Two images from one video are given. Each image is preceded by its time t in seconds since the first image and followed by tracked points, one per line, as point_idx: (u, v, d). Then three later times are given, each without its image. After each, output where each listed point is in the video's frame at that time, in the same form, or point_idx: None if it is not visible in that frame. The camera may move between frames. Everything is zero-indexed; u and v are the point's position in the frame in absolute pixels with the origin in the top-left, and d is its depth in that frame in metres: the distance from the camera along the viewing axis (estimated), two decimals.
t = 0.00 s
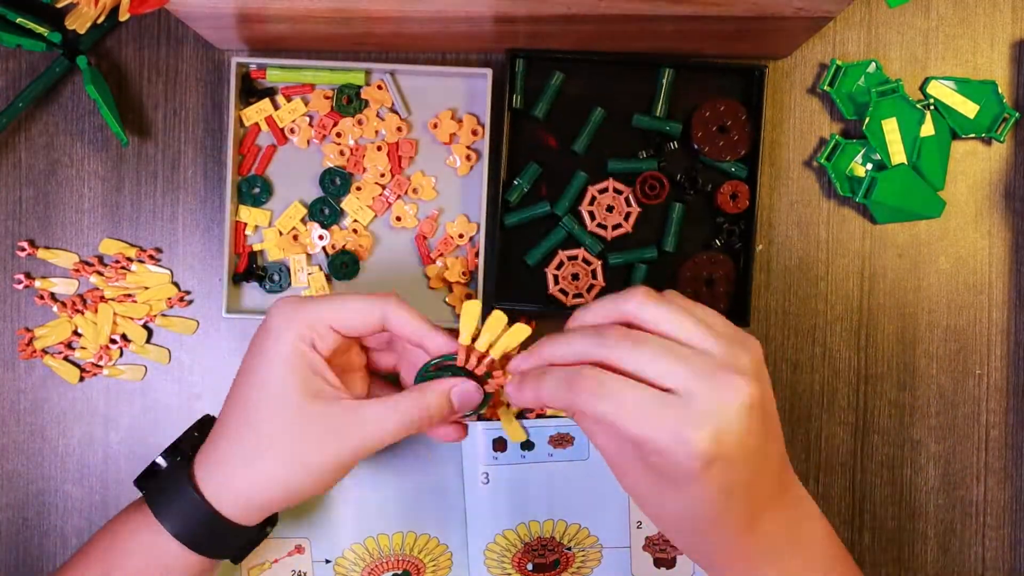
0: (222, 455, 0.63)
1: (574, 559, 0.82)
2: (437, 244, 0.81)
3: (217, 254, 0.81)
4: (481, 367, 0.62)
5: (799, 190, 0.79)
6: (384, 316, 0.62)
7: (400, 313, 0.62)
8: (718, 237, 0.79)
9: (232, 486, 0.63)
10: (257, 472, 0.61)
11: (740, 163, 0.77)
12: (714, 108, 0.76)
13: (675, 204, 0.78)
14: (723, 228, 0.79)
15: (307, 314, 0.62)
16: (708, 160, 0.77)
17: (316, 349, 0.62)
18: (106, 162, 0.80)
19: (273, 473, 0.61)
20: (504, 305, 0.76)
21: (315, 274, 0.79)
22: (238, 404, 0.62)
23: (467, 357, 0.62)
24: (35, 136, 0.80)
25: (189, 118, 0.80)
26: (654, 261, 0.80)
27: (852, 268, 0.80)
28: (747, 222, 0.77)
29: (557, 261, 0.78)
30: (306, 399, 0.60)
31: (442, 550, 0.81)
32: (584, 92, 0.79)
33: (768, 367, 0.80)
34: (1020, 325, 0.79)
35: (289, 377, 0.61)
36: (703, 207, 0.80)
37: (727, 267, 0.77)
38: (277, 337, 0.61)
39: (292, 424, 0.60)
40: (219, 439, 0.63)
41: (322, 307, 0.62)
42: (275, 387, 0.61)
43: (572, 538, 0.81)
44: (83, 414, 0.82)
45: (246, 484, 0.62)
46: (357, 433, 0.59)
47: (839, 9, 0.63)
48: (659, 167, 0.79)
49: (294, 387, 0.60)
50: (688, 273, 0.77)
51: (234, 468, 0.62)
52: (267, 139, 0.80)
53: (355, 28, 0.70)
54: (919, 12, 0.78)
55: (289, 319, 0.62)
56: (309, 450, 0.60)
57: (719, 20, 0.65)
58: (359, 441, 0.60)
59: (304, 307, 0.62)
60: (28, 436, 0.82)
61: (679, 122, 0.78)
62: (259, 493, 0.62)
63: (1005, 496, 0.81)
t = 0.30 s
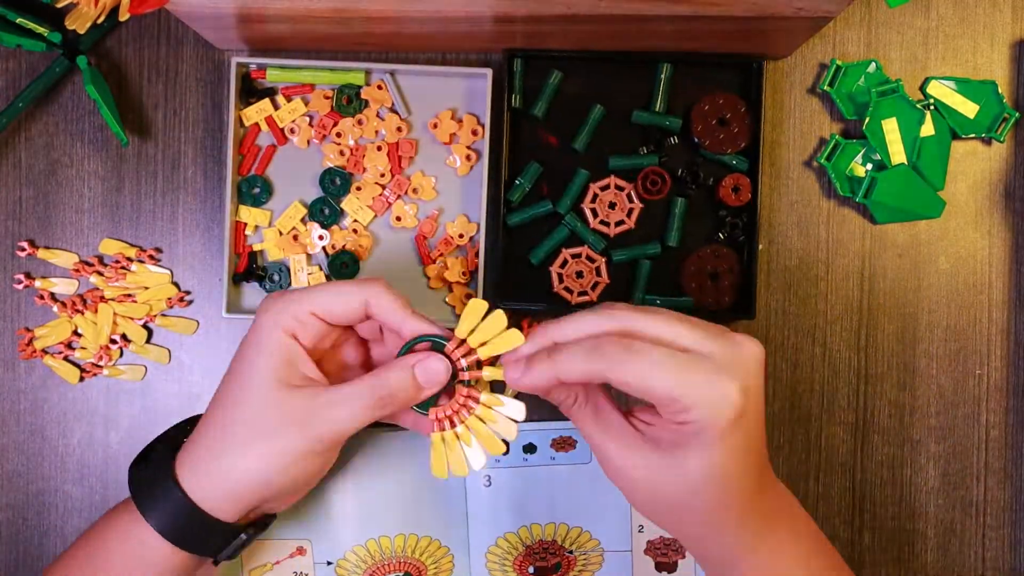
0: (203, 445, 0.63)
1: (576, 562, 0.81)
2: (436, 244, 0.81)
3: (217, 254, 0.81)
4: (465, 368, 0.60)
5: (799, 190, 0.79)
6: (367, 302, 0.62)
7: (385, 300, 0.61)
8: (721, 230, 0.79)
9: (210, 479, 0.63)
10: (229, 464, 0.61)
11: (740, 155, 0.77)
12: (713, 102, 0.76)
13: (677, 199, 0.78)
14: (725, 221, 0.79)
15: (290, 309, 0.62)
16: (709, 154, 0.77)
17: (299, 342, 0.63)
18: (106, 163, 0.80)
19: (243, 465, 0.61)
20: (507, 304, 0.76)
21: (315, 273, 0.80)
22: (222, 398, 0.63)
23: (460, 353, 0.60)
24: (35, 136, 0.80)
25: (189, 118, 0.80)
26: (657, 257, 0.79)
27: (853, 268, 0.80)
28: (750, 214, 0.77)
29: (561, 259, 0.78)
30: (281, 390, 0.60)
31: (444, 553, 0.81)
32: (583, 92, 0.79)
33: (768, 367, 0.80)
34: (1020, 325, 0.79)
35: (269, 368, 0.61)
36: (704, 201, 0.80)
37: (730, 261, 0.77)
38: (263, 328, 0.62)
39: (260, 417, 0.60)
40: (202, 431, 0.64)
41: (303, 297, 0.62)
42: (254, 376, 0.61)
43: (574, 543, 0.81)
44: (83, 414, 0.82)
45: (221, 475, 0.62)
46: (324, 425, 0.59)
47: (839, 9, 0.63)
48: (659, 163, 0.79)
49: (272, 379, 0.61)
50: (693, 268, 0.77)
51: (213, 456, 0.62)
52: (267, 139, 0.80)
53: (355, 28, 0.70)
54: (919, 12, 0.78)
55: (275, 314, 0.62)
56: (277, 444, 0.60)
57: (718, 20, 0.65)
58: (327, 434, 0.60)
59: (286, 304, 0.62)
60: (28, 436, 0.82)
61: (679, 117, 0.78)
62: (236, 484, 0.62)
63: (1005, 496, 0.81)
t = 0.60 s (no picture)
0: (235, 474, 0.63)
1: (576, 563, 0.81)
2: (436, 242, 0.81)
3: (217, 254, 0.81)
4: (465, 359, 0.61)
5: (799, 190, 0.79)
6: (376, 324, 0.62)
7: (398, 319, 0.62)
8: (721, 230, 0.79)
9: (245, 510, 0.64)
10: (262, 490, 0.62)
11: (740, 155, 0.77)
12: (713, 101, 0.76)
13: (676, 199, 0.78)
14: (725, 221, 0.79)
15: (303, 337, 0.61)
16: (708, 153, 0.78)
17: (316, 368, 0.62)
18: (107, 163, 0.80)
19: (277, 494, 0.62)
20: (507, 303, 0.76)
21: (315, 274, 0.80)
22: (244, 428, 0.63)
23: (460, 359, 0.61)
24: (35, 136, 0.80)
25: (189, 119, 0.80)
26: (658, 256, 0.79)
27: (852, 269, 0.80)
28: (750, 214, 0.77)
29: (561, 259, 0.79)
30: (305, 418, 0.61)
31: (444, 553, 0.81)
32: (582, 91, 0.79)
33: (768, 366, 0.80)
34: (1020, 325, 0.79)
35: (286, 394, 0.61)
36: (703, 200, 0.80)
37: (731, 261, 0.77)
38: (275, 355, 0.61)
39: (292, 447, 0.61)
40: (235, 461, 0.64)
41: (313, 325, 0.61)
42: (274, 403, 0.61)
43: (574, 543, 0.81)
44: (84, 414, 0.82)
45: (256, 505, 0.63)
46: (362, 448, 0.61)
47: (839, 9, 0.63)
48: (659, 163, 0.79)
49: (296, 406, 0.61)
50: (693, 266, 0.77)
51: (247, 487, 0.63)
52: (267, 139, 0.80)
53: (355, 28, 0.70)
54: (919, 12, 0.78)
55: (287, 344, 0.61)
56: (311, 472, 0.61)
57: (719, 20, 0.65)
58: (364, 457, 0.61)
59: (299, 332, 0.61)
60: (28, 436, 0.82)
61: (680, 117, 0.78)
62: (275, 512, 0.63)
63: (1005, 496, 0.81)
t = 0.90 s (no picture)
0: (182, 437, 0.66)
1: (574, 561, 0.81)
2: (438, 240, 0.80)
3: (217, 254, 0.81)
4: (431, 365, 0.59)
5: (800, 190, 0.79)
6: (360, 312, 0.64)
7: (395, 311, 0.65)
8: (722, 229, 0.79)
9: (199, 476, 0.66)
10: (227, 460, 0.64)
11: (740, 154, 0.77)
12: (713, 100, 0.76)
13: (677, 198, 0.78)
14: (725, 220, 0.79)
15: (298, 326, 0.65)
16: (708, 153, 0.78)
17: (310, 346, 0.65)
18: (107, 162, 0.80)
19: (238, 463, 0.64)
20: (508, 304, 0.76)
21: (318, 273, 0.80)
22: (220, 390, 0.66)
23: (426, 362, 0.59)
24: (35, 136, 0.80)
25: (189, 118, 0.80)
26: (658, 256, 0.80)
27: (853, 269, 0.80)
28: (750, 213, 0.77)
29: (561, 259, 0.78)
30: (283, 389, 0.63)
31: (443, 547, 0.81)
32: (582, 91, 0.79)
33: (768, 366, 0.80)
34: (1020, 325, 0.79)
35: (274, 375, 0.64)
36: (704, 199, 0.80)
37: (731, 260, 0.77)
38: (278, 337, 0.65)
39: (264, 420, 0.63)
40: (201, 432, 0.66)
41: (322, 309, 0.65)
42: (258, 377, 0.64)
43: (574, 540, 0.81)
44: (84, 414, 0.82)
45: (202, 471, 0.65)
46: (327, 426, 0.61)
47: (840, 9, 0.63)
48: (659, 162, 0.79)
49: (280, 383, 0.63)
50: (694, 265, 0.77)
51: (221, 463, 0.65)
52: (267, 140, 0.80)
53: (355, 28, 0.70)
54: (919, 12, 0.78)
55: (290, 327, 0.65)
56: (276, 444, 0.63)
57: (719, 20, 0.65)
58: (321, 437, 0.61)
59: (304, 317, 0.65)
60: (28, 436, 0.82)
61: (680, 117, 0.78)
62: (211, 481, 0.65)
63: (1005, 496, 0.80)
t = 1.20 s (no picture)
0: (166, 453, 0.64)
1: (554, 557, 0.81)
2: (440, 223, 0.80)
3: (217, 255, 0.81)
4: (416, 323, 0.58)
5: (800, 190, 0.79)
6: (317, 263, 0.61)
7: (335, 256, 0.61)
8: (722, 229, 0.79)
9: (185, 488, 0.64)
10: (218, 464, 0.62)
11: (740, 154, 0.77)
12: (712, 100, 0.76)
13: (676, 198, 0.78)
14: (726, 220, 0.79)
15: (246, 295, 0.62)
16: (708, 153, 0.78)
17: (260, 329, 0.62)
18: (106, 163, 0.80)
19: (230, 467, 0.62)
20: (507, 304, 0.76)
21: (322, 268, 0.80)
22: (187, 397, 0.63)
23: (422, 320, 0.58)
24: (35, 136, 0.80)
25: (189, 118, 0.80)
26: (658, 256, 0.80)
27: (853, 269, 0.80)
28: (750, 213, 0.77)
29: (561, 258, 0.79)
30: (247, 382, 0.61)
31: (426, 523, 0.81)
32: (582, 91, 0.79)
33: (768, 365, 0.80)
34: (1020, 325, 0.79)
35: (224, 373, 0.61)
36: (703, 199, 0.80)
37: (730, 260, 0.77)
38: (218, 319, 0.62)
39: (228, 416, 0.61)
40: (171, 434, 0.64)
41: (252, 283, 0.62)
42: (213, 377, 0.61)
43: (557, 538, 0.81)
44: (84, 414, 0.82)
45: (197, 482, 0.63)
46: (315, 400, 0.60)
47: (840, 9, 0.63)
48: (659, 162, 0.79)
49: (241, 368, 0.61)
50: (693, 266, 0.77)
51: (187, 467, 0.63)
52: (263, 138, 0.80)
53: (354, 28, 0.70)
54: (919, 12, 0.78)
55: (229, 305, 0.62)
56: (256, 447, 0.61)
57: (719, 20, 0.65)
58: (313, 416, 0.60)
59: (240, 292, 0.62)
60: (28, 436, 0.82)
61: (680, 117, 0.78)
62: (211, 491, 0.64)
63: (1005, 496, 0.80)
